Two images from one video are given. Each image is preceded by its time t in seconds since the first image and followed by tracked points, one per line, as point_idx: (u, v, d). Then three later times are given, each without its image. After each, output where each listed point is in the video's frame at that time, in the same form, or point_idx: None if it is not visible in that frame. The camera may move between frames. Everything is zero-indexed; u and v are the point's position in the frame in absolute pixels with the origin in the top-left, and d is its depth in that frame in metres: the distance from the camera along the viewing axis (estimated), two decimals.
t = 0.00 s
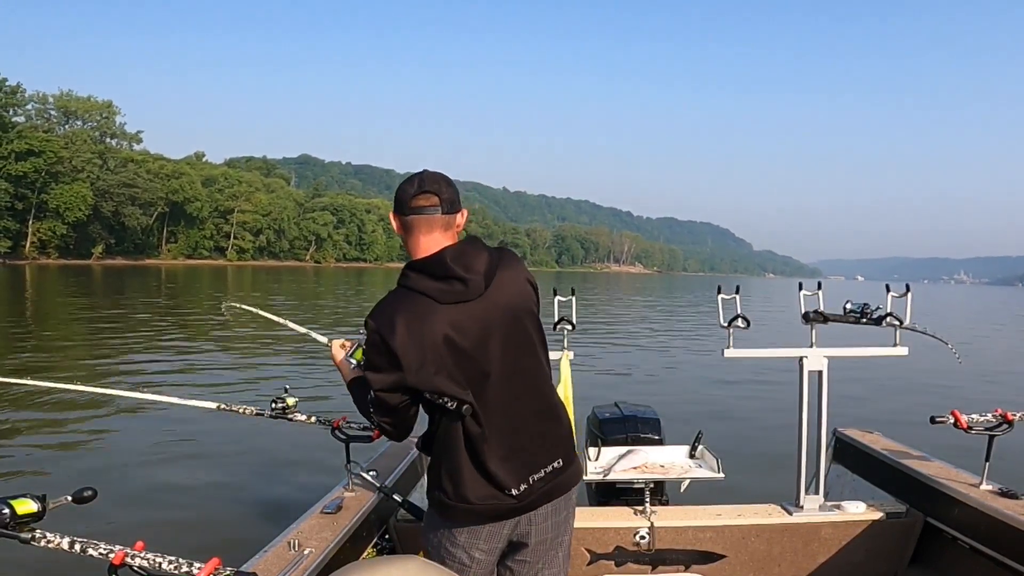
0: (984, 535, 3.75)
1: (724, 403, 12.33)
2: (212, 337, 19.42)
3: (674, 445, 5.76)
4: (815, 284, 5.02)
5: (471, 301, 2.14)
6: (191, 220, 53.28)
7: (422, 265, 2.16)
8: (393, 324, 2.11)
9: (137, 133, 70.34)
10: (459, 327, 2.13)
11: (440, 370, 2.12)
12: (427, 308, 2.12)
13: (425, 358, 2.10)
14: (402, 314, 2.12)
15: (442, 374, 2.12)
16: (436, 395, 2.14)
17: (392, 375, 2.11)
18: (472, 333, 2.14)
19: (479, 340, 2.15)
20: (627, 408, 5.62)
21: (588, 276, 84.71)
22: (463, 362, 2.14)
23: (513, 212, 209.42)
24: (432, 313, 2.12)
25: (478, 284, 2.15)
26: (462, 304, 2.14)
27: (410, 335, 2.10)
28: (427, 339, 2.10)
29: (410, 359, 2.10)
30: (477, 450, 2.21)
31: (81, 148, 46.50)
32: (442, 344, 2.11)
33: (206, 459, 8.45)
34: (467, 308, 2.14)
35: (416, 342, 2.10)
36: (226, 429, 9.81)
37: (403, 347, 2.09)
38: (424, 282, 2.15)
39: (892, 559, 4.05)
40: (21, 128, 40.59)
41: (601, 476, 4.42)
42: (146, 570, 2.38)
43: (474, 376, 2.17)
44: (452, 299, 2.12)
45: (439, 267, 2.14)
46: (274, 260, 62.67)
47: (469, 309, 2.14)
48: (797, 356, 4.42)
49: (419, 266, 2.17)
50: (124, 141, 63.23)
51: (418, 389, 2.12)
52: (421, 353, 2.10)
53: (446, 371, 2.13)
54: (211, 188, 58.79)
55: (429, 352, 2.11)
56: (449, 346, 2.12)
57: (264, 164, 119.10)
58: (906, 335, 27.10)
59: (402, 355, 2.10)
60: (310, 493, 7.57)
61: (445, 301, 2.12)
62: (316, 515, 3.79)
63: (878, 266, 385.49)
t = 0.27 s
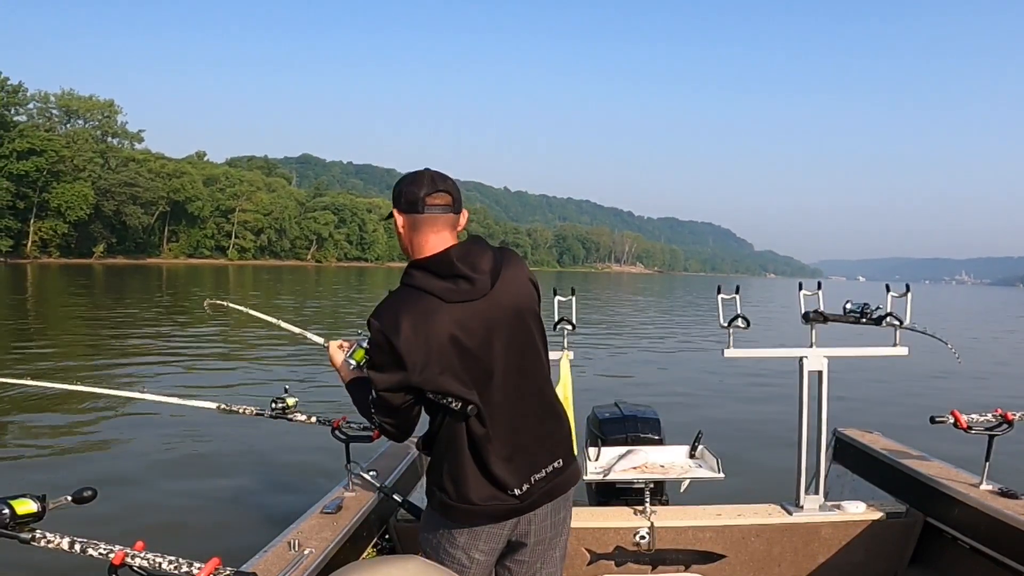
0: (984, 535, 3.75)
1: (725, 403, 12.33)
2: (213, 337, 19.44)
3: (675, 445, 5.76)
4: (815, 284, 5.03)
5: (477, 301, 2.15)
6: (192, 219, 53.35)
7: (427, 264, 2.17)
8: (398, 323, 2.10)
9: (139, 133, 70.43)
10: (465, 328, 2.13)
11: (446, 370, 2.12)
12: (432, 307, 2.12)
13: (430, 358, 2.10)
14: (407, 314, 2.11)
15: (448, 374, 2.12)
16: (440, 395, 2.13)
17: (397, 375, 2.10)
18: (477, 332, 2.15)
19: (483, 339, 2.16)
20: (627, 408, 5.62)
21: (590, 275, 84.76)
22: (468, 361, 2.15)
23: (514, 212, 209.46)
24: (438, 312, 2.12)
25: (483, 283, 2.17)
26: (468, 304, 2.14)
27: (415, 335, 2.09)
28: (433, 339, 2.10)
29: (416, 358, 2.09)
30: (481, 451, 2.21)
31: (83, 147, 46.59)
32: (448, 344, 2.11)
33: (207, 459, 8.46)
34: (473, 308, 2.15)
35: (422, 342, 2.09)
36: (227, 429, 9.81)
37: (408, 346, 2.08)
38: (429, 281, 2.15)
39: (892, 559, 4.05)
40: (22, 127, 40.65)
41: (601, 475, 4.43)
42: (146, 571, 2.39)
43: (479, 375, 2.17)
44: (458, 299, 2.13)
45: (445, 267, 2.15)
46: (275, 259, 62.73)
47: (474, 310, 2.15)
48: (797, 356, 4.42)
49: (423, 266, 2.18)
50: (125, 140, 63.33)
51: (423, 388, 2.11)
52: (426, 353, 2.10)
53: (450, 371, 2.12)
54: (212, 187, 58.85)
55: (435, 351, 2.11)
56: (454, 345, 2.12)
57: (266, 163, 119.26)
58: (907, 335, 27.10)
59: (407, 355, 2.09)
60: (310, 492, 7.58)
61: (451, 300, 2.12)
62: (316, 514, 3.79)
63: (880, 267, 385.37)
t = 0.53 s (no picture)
0: (984, 535, 3.75)
1: (725, 403, 12.33)
2: (214, 337, 19.46)
3: (674, 445, 5.76)
4: (815, 285, 5.01)
5: (476, 300, 2.16)
6: (193, 220, 53.40)
7: (428, 264, 2.17)
8: (399, 323, 2.09)
9: (139, 133, 70.46)
10: (466, 327, 2.13)
11: (446, 371, 2.12)
12: (433, 307, 2.12)
13: (431, 358, 2.10)
14: (407, 313, 2.10)
15: (448, 375, 2.12)
16: (441, 395, 2.13)
17: (398, 375, 2.09)
18: (478, 332, 2.15)
19: (484, 339, 2.17)
20: (627, 408, 5.61)
21: (590, 275, 84.81)
22: (469, 361, 2.15)
23: (515, 212, 209.48)
24: (439, 312, 2.11)
25: (484, 283, 2.18)
26: (469, 304, 2.15)
27: (416, 334, 2.08)
28: (434, 339, 2.10)
29: (417, 358, 2.08)
30: (482, 451, 2.21)
31: (84, 148, 46.63)
32: (449, 345, 2.11)
33: (207, 459, 8.46)
34: (475, 308, 2.15)
35: (423, 343, 2.09)
36: (227, 429, 9.83)
37: (409, 346, 2.08)
38: (428, 281, 2.15)
39: (893, 559, 4.05)
40: (23, 128, 40.67)
41: (601, 475, 4.42)
42: (147, 570, 2.39)
43: (479, 375, 2.17)
44: (458, 298, 2.13)
45: (446, 267, 2.15)
46: (276, 259, 62.73)
47: (474, 309, 2.15)
48: (797, 356, 4.42)
49: (423, 266, 2.18)
50: (126, 141, 63.38)
51: (422, 389, 2.11)
52: (428, 354, 2.10)
53: (452, 372, 2.12)
54: (213, 188, 58.88)
55: (437, 352, 2.10)
56: (455, 345, 2.12)
57: (267, 164, 119.29)
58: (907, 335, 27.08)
59: (408, 357, 2.07)
60: (310, 492, 7.58)
61: (452, 300, 2.13)
62: (316, 515, 3.79)
63: (880, 266, 385.34)
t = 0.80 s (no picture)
0: (984, 535, 3.75)
1: (726, 403, 12.33)
2: (215, 338, 19.46)
3: (674, 445, 5.76)
4: (815, 284, 5.01)
5: (474, 300, 2.16)
6: (194, 221, 53.42)
7: (426, 264, 2.16)
8: (396, 323, 2.09)
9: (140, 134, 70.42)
10: (463, 327, 2.13)
11: (445, 371, 2.12)
12: (430, 306, 2.11)
13: (430, 358, 2.09)
14: (405, 313, 2.10)
15: (447, 374, 2.12)
16: (440, 395, 2.13)
17: (396, 374, 2.09)
18: (476, 332, 2.16)
19: (481, 339, 2.17)
20: (627, 408, 5.62)
21: (592, 275, 84.77)
22: (467, 360, 2.15)
23: (516, 212, 209.42)
24: (436, 311, 2.11)
25: (482, 282, 2.18)
26: (467, 304, 2.14)
27: (414, 334, 2.09)
28: (432, 339, 2.10)
29: (415, 358, 2.08)
30: (480, 451, 2.21)
31: (84, 150, 46.62)
32: (447, 345, 2.11)
33: (207, 459, 8.47)
34: (473, 307, 2.15)
35: (422, 343, 2.09)
36: (228, 429, 9.83)
37: (409, 345, 2.07)
38: (426, 281, 2.15)
39: (893, 559, 4.05)
40: (24, 129, 40.64)
41: (601, 475, 4.42)
42: (147, 571, 2.39)
43: (478, 375, 2.17)
44: (456, 298, 2.13)
45: (444, 267, 2.15)
46: (277, 260, 62.73)
47: (471, 309, 2.15)
48: (797, 356, 4.42)
49: (420, 266, 2.17)
50: (127, 142, 63.38)
51: (421, 388, 2.11)
52: (426, 354, 2.10)
53: (450, 371, 2.12)
54: (214, 189, 58.86)
55: (435, 352, 2.10)
56: (454, 344, 2.12)
57: (267, 164, 119.24)
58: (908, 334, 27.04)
59: (406, 356, 2.07)
60: (311, 493, 7.59)
61: (450, 299, 2.12)
62: (316, 515, 3.79)
63: (881, 265, 385.14)
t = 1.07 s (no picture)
0: (983, 536, 3.74)
1: (725, 403, 12.33)
2: (215, 338, 19.46)
3: (674, 445, 5.76)
4: (815, 284, 5.00)
5: (475, 299, 2.16)
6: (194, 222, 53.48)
7: (425, 265, 2.17)
8: (396, 323, 2.08)
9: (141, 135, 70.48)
10: (463, 329, 2.13)
11: (445, 371, 2.12)
12: (430, 306, 2.11)
13: (431, 359, 2.09)
14: (405, 313, 2.09)
15: (447, 375, 2.12)
16: (440, 395, 2.13)
17: (396, 375, 2.09)
18: (476, 332, 2.16)
19: (482, 339, 2.17)
20: (628, 408, 5.62)
21: (592, 276, 84.82)
22: (467, 360, 2.15)
23: (517, 212, 209.51)
24: (437, 311, 2.11)
25: (482, 282, 2.19)
26: (467, 303, 2.15)
27: (415, 334, 2.08)
28: (433, 339, 2.09)
29: (417, 358, 2.08)
30: (479, 451, 2.21)
31: (85, 150, 46.66)
32: (448, 345, 2.11)
33: (207, 459, 8.48)
34: (472, 307, 2.15)
35: (422, 342, 2.09)
36: (228, 430, 9.84)
37: (408, 346, 2.08)
38: (425, 280, 2.15)
39: (892, 559, 4.05)
40: (25, 130, 40.68)
41: (601, 476, 4.42)
42: (146, 571, 2.39)
43: (477, 374, 2.17)
44: (457, 297, 2.13)
45: (444, 267, 2.15)
46: (278, 261, 62.77)
47: (471, 309, 2.16)
48: (797, 356, 4.42)
49: (419, 265, 2.18)
50: (128, 143, 63.44)
51: (421, 388, 2.11)
52: (427, 353, 2.10)
53: (451, 371, 2.12)
54: (215, 189, 58.90)
55: (436, 351, 2.10)
56: (454, 345, 2.12)
57: (268, 165, 119.34)
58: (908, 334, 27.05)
59: (407, 356, 2.07)
60: (311, 493, 7.59)
61: (449, 300, 2.12)
62: (316, 515, 3.79)
63: (882, 265, 385.09)
